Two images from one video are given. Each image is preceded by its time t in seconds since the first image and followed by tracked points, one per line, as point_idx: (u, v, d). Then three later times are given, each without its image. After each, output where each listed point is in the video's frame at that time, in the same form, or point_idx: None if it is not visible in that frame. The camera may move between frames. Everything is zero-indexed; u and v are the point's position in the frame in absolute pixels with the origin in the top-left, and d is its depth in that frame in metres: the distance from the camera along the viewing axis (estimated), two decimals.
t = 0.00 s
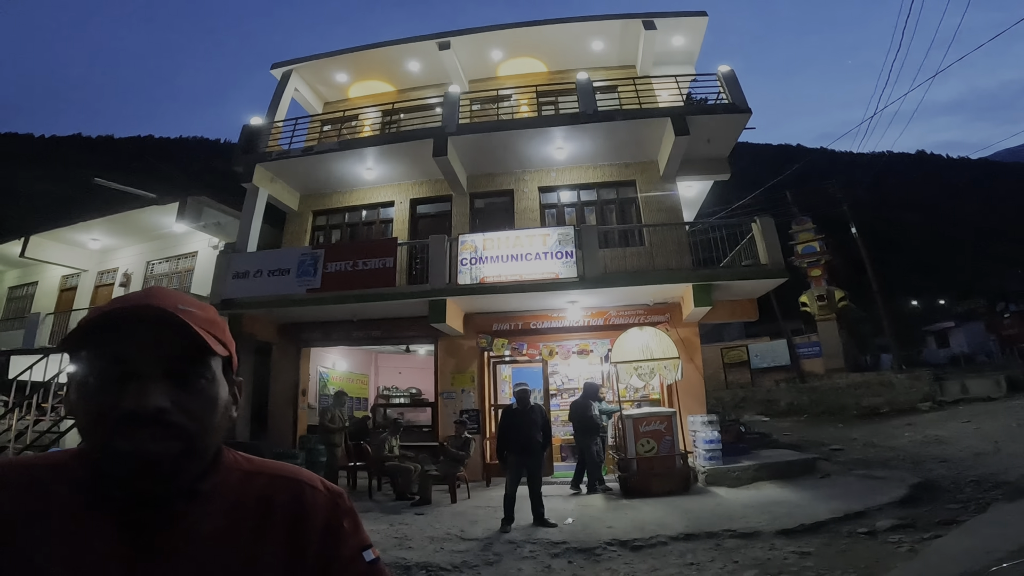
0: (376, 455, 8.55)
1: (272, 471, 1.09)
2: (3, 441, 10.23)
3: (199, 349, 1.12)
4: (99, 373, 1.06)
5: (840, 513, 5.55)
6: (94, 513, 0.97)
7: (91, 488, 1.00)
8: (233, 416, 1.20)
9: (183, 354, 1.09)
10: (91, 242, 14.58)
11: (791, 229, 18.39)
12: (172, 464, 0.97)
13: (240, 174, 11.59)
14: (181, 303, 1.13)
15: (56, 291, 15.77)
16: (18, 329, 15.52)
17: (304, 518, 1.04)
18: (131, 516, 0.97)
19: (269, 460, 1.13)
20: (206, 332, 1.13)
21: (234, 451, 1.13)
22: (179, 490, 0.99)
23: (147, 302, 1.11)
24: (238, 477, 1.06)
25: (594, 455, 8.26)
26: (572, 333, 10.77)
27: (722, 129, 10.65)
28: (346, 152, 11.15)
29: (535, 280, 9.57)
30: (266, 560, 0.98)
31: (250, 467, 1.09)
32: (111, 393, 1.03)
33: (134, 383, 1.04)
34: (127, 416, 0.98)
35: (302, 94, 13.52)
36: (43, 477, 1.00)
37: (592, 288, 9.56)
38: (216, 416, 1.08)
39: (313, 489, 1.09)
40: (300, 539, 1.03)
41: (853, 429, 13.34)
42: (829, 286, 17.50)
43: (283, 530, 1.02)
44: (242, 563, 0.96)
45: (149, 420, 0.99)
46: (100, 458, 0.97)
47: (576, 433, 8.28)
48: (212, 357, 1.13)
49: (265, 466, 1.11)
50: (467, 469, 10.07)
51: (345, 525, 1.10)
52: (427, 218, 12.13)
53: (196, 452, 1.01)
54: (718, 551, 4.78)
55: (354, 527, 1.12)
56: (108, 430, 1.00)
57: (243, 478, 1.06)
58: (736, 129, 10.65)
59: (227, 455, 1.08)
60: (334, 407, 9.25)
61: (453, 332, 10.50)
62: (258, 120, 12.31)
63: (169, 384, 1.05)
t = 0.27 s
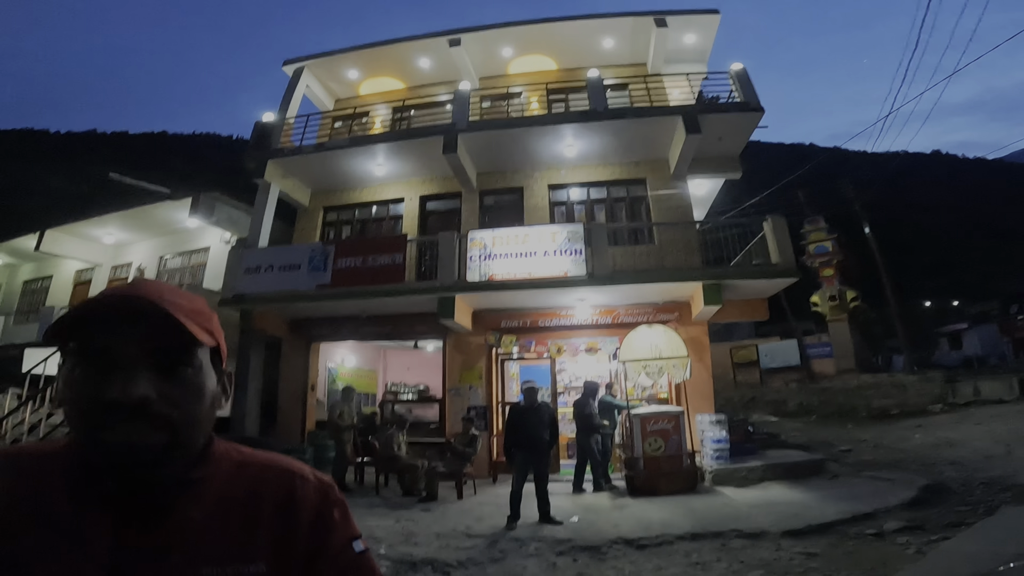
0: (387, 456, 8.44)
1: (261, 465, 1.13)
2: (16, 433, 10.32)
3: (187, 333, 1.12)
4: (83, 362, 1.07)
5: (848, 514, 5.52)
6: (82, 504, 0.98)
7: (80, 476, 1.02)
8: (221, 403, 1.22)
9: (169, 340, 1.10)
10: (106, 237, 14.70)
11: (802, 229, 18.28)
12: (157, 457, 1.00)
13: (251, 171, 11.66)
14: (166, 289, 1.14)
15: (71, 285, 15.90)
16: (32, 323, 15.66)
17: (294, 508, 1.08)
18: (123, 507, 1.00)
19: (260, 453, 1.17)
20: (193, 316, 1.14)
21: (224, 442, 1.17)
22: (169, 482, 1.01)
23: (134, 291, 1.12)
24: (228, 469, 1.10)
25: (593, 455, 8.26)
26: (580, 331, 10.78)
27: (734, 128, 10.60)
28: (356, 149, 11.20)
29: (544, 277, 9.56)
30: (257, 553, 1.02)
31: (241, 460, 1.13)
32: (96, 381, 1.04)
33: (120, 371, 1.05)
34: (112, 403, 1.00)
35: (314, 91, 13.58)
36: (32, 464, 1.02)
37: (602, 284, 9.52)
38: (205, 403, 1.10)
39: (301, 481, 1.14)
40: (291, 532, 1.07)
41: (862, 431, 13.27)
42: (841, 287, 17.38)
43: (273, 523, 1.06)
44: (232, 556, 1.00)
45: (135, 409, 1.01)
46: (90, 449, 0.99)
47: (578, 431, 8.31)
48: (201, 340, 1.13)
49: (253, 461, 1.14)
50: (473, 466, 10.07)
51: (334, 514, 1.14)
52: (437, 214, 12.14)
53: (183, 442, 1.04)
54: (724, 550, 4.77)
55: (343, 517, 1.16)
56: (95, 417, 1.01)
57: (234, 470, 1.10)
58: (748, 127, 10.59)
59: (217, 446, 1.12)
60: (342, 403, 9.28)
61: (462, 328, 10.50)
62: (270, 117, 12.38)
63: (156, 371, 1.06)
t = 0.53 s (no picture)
0: (410, 428, 8.67)
1: (298, 422, 1.26)
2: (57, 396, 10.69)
3: (231, 291, 1.30)
4: (144, 313, 1.28)
5: (871, 502, 5.49)
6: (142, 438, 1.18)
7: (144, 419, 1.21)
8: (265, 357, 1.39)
9: (216, 297, 1.29)
10: (147, 209, 15.04)
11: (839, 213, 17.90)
12: (205, 401, 1.18)
13: (286, 145, 11.79)
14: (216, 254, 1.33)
15: (112, 254, 16.32)
16: (74, 291, 16.15)
17: (328, 461, 1.21)
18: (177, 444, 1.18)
19: (299, 411, 1.30)
20: (239, 272, 1.32)
21: (267, 396, 1.34)
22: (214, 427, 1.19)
23: (188, 254, 1.32)
24: (269, 422, 1.25)
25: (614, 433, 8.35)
26: (607, 309, 10.74)
27: (773, 109, 10.35)
28: (388, 125, 11.25)
29: (574, 254, 9.53)
30: (292, 495, 1.16)
31: (281, 415, 1.27)
32: (154, 330, 1.24)
33: (178, 325, 1.23)
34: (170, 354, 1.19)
35: (347, 66, 13.64)
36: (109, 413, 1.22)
37: (631, 263, 9.44)
38: (246, 355, 1.28)
39: (335, 440, 1.25)
40: (323, 480, 1.20)
41: (892, 420, 13.08)
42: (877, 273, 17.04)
43: (310, 471, 1.20)
44: (271, 494, 1.15)
45: (185, 355, 1.20)
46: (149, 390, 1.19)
47: (598, 410, 8.32)
48: (243, 294, 1.31)
49: (292, 418, 1.27)
50: (495, 442, 10.16)
51: (365, 472, 1.26)
52: (467, 189, 12.12)
53: (227, 389, 1.22)
54: (744, 533, 4.79)
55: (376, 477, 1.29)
56: (152, 363, 1.21)
57: (274, 425, 1.24)
58: (787, 109, 10.32)
59: (259, 400, 1.28)
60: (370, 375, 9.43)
61: (489, 302, 10.54)
62: (304, 93, 12.46)
63: (207, 325, 1.25)
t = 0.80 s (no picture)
0: (422, 417, 8.70)
1: (326, 402, 1.17)
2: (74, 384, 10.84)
3: (263, 266, 1.18)
4: (170, 291, 1.12)
5: (885, 497, 5.46)
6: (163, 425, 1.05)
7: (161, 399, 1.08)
8: (289, 336, 1.27)
9: (246, 273, 1.16)
10: (164, 199, 15.19)
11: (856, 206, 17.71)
12: (234, 386, 1.04)
13: (300, 136, 11.83)
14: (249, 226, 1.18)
15: (130, 244, 16.52)
16: (92, 279, 16.38)
17: (354, 441, 1.12)
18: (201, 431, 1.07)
19: (324, 391, 1.21)
20: (268, 244, 1.19)
21: (290, 376, 1.23)
22: (242, 410, 1.08)
23: (218, 224, 1.17)
24: (295, 403, 1.15)
25: (625, 424, 8.36)
26: (619, 300, 10.72)
27: (789, 101, 10.25)
28: (401, 115, 11.24)
29: (586, 244, 9.51)
30: (317, 478, 1.07)
31: (307, 396, 1.17)
32: (180, 309, 1.09)
33: (202, 298, 1.10)
34: (194, 328, 1.05)
35: (360, 59, 13.65)
36: (122, 391, 1.09)
37: (644, 254, 9.42)
38: (273, 337, 1.16)
39: (364, 422, 1.17)
40: (349, 461, 1.11)
41: (906, 415, 12.99)
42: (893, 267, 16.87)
43: (337, 451, 1.11)
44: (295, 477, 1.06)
45: (216, 338, 1.06)
46: (171, 377, 1.05)
47: (608, 400, 8.33)
48: (274, 268, 1.18)
49: (318, 398, 1.18)
50: (506, 432, 10.22)
51: (391, 457, 1.18)
52: (479, 180, 12.11)
53: (257, 373, 1.09)
54: (756, 527, 4.78)
55: (398, 458, 1.21)
56: (178, 343, 1.07)
57: (301, 406, 1.15)
58: (805, 101, 10.22)
59: (285, 380, 1.17)
60: (382, 365, 9.48)
61: (501, 292, 10.57)
62: (317, 83, 12.47)
63: (234, 299, 1.12)
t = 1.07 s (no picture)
0: (419, 410, 8.69)
1: (334, 392, 1.18)
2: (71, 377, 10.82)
3: (277, 257, 1.19)
4: (186, 280, 1.13)
5: (880, 493, 5.49)
6: (175, 411, 1.05)
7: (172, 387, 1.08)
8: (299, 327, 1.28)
9: (262, 264, 1.17)
10: (160, 192, 15.13)
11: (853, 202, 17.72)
12: (247, 375, 1.05)
13: (298, 130, 11.79)
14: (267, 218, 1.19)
15: (126, 237, 16.46)
16: (88, 273, 16.33)
17: (362, 430, 1.14)
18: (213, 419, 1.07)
19: (332, 381, 1.22)
20: (283, 235, 1.20)
21: (298, 367, 1.24)
22: (253, 399, 1.08)
23: (235, 214, 1.18)
24: (304, 393, 1.16)
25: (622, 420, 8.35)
26: (617, 295, 10.74)
27: (787, 98, 10.24)
28: (400, 109, 11.21)
29: (584, 239, 9.51)
30: (327, 466, 1.08)
31: (315, 387, 1.18)
32: (195, 296, 1.10)
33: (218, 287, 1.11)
34: (209, 316, 1.06)
35: (359, 53, 13.61)
36: (131, 378, 1.09)
37: (642, 249, 9.42)
38: (286, 327, 1.17)
39: (370, 411, 1.19)
40: (358, 450, 1.12)
41: (901, 411, 13.04)
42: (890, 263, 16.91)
43: (345, 440, 1.12)
44: (305, 466, 1.07)
45: (231, 325, 1.06)
46: (185, 364, 1.05)
47: (605, 395, 8.33)
48: (289, 258, 1.20)
49: (326, 388, 1.19)
50: (504, 426, 10.23)
51: (399, 446, 1.19)
52: (477, 174, 12.09)
53: (269, 362, 1.09)
54: (752, 522, 4.80)
55: (406, 448, 1.22)
56: (193, 332, 1.07)
57: (309, 397, 1.15)
58: (803, 97, 10.22)
59: (294, 369, 1.18)
60: (379, 359, 9.48)
61: (499, 287, 10.58)
62: (315, 77, 12.42)
63: (248, 288, 1.13)
